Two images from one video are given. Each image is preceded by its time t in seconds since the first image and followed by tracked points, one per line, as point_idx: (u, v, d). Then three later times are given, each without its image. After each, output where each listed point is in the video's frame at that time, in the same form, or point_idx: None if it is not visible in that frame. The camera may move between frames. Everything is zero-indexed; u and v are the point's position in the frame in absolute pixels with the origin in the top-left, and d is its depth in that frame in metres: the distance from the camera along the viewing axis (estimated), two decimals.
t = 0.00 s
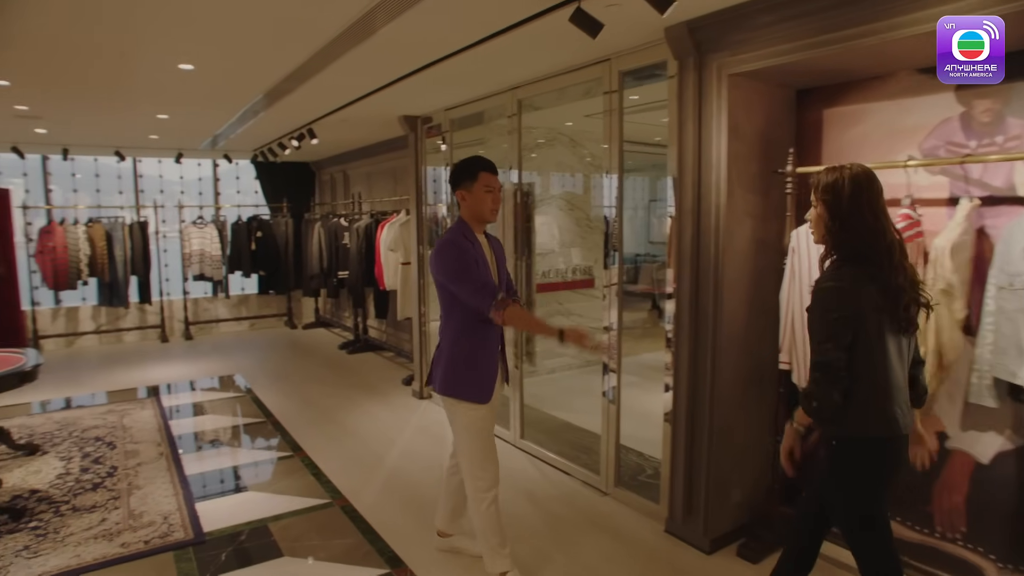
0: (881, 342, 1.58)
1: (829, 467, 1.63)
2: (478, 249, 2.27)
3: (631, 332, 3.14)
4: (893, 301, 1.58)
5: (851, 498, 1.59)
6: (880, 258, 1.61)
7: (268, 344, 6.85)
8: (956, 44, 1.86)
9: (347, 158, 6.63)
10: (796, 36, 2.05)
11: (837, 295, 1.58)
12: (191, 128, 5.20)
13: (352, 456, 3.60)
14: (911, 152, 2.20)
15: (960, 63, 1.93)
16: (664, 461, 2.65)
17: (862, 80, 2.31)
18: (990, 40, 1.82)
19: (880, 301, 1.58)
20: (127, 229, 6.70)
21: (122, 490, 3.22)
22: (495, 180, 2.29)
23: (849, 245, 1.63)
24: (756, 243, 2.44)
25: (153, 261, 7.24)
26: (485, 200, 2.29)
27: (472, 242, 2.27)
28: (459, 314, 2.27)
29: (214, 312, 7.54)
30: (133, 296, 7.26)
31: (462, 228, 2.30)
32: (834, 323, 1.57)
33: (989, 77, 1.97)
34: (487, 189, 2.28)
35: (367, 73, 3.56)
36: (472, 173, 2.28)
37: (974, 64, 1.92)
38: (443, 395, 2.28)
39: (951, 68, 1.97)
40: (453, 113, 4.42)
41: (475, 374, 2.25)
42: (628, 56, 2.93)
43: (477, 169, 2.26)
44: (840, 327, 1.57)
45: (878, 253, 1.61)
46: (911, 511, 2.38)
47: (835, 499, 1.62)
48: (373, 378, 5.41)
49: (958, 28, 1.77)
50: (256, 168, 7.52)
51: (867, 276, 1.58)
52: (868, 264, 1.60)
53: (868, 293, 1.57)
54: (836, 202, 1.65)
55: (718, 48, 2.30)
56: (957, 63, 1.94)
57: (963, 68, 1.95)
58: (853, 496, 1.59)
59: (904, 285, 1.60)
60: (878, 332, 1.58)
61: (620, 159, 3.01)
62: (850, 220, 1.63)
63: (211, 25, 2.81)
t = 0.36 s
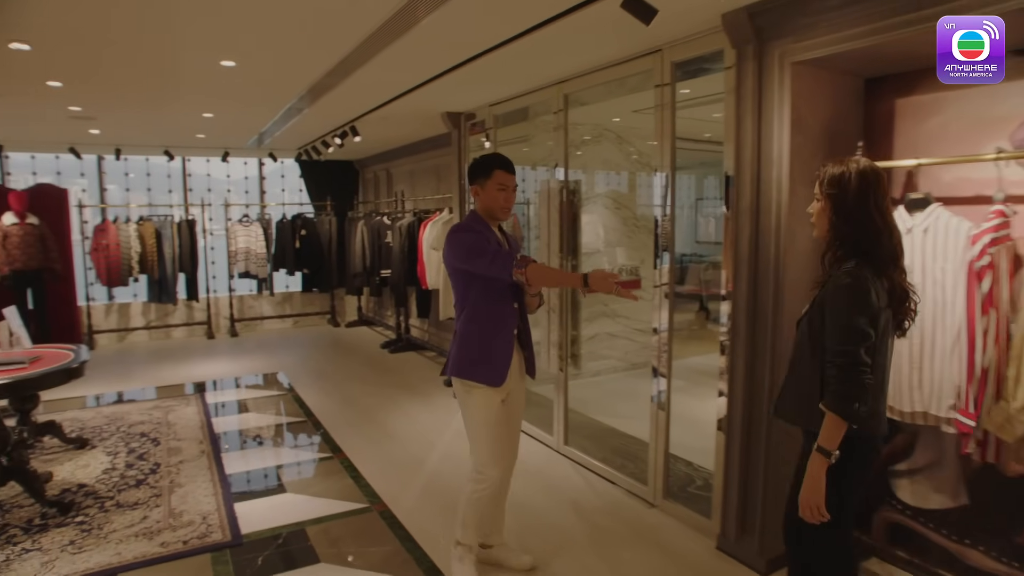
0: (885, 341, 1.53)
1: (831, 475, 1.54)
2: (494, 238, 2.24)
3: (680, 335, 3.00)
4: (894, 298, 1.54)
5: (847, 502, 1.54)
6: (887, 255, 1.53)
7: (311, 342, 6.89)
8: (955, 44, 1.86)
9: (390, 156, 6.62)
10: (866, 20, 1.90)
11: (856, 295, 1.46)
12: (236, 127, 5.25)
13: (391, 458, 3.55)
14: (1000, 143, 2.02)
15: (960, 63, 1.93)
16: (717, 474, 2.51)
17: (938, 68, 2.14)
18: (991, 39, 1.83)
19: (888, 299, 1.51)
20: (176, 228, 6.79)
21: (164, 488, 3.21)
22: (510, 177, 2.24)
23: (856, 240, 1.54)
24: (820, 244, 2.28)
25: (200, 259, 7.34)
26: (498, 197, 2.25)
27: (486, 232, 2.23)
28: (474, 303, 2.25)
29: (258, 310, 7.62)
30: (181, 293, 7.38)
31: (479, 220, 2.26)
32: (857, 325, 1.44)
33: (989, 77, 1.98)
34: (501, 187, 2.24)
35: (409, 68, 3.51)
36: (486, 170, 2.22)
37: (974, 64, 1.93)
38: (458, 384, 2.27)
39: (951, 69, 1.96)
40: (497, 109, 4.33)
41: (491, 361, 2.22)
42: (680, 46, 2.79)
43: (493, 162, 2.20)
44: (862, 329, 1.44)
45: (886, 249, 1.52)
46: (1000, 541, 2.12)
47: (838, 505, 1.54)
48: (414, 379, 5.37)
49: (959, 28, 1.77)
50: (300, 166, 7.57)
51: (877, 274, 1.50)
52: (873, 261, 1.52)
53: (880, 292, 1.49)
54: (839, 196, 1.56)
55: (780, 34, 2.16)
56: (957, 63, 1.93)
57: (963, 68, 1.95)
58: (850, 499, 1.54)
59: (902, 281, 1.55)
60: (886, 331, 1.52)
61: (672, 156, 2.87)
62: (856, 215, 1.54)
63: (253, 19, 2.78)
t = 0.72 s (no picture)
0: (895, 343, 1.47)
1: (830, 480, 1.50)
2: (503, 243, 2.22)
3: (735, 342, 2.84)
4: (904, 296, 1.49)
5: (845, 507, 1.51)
6: (896, 252, 1.47)
7: (352, 342, 6.87)
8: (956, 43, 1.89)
9: (433, 155, 6.56)
10: None
11: (862, 295, 1.41)
12: (279, 126, 5.25)
13: (432, 464, 3.47)
14: None
15: (960, 63, 1.95)
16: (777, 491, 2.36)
17: None
18: (990, 40, 1.83)
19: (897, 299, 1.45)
20: (220, 227, 6.83)
21: (203, 491, 3.16)
22: (519, 179, 2.20)
23: (862, 237, 1.48)
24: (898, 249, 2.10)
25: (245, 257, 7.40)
26: (507, 199, 2.21)
27: (495, 237, 2.22)
28: (480, 310, 2.24)
29: (301, 309, 7.64)
30: (226, 292, 7.45)
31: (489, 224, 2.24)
32: (864, 327, 1.39)
33: (989, 77, 1.98)
34: (508, 188, 2.19)
35: (451, 62, 3.43)
36: (494, 171, 2.20)
37: (974, 64, 1.94)
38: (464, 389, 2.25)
39: (952, 68, 1.97)
40: (542, 106, 4.22)
41: (497, 368, 2.20)
42: (741, 34, 2.62)
43: (501, 162, 2.18)
44: (868, 333, 1.38)
45: (895, 247, 1.47)
46: None
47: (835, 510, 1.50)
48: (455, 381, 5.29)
49: (958, 28, 1.79)
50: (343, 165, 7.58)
51: (886, 273, 1.45)
52: (881, 259, 1.46)
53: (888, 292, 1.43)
54: (845, 191, 1.50)
55: (855, 18, 1.99)
56: (957, 63, 1.95)
57: (963, 67, 1.96)
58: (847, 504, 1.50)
59: (911, 280, 1.50)
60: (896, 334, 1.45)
61: (731, 155, 2.71)
62: (864, 212, 1.48)
63: (294, 12, 2.73)
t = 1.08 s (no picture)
0: (873, 354, 1.46)
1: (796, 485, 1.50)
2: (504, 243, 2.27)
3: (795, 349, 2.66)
4: (887, 309, 1.45)
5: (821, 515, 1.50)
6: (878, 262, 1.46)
7: (394, 341, 6.82)
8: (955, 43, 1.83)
9: (475, 152, 6.48)
10: None
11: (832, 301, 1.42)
12: (322, 123, 5.22)
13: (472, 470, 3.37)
14: None
15: (960, 64, 1.83)
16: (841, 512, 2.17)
17: None
18: (990, 40, 1.82)
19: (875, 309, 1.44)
20: (263, 225, 6.86)
21: (240, 492, 3.12)
22: (528, 178, 2.23)
23: (849, 246, 1.48)
24: (986, 247, 1.93)
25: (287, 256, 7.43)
26: (516, 197, 2.25)
27: (499, 237, 2.27)
28: (478, 311, 2.27)
29: (342, 307, 7.63)
30: (268, 290, 7.48)
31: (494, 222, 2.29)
32: (830, 335, 1.40)
33: (989, 79, 1.86)
34: (519, 186, 2.24)
35: (493, 55, 3.33)
36: (505, 168, 2.24)
37: (974, 64, 1.83)
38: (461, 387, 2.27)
39: (952, 69, 1.83)
40: (588, 101, 4.08)
41: (491, 373, 2.22)
42: (806, 18, 2.46)
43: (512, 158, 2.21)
44: (832, 340, 1.40)
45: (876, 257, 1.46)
46: None
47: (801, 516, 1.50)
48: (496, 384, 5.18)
49: (959, 29, 1.82)
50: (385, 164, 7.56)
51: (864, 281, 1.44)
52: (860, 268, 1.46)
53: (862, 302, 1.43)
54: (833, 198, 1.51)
55: None
56: (957, 64, 1.83)
57: (963, 68, 1.83)
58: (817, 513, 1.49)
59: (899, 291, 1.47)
60: (869, 343, 1.44)
61: (793, 150, 2.54)
62: (852, 220, 1.48)
63: (333, 4, 2.66)
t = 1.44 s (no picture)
0: (829, 344, 1.50)
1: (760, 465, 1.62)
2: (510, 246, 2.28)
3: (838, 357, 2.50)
4: (840, 302, 1.48)
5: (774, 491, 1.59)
6: (835, 254, 1.48)
7: (416, 342, 6.73)
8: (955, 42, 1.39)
9: (500, 150, 6.37)
10: None
11: (777, 297, 1.51)
12: (344, 119, 5.13)
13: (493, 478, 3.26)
14: None
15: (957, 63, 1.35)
16: (891, 535, 2.01)
17: None
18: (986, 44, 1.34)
19: (825, 301, 1.48)
20: (286, 224, 6.82)
21: (255, 499, 3.03)
22: (536, 182, 2.22)
23: (807, 239, 1.51)
24: None
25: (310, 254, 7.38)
26: (524, 201, 2.25)
27: (503, 237, 2.28)
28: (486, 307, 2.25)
29: (364, 307, 7.56)
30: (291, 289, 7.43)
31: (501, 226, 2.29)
32: (772, 327, 1.51)
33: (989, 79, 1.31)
34: (526, 191, 2.23)
35: (517, 46, 3.20)
36: (514, 172, 2.22)
37: (973, 63, 1.32)
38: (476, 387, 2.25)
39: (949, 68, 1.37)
40: (616, 96, 3.93)
41: (497, 369, 2.18)
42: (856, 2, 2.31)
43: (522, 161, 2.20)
44: (773, 334, 1.51)
45: (833, 248, 1.48)
46: None
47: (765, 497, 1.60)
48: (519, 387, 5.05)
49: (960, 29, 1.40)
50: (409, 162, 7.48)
51: (814, 275, 1.49)
52: (817, 261, 1.49)
53: (809, 294, 1.49)
54: (794, 190, 1.53)
55: None
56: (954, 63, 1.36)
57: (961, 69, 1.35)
58: (779, 495, 1.56)
59: (859, 282, 1.47)
60: (817, 335, 1.50)
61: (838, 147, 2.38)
62: (812, 214, 1.49)
63: None
